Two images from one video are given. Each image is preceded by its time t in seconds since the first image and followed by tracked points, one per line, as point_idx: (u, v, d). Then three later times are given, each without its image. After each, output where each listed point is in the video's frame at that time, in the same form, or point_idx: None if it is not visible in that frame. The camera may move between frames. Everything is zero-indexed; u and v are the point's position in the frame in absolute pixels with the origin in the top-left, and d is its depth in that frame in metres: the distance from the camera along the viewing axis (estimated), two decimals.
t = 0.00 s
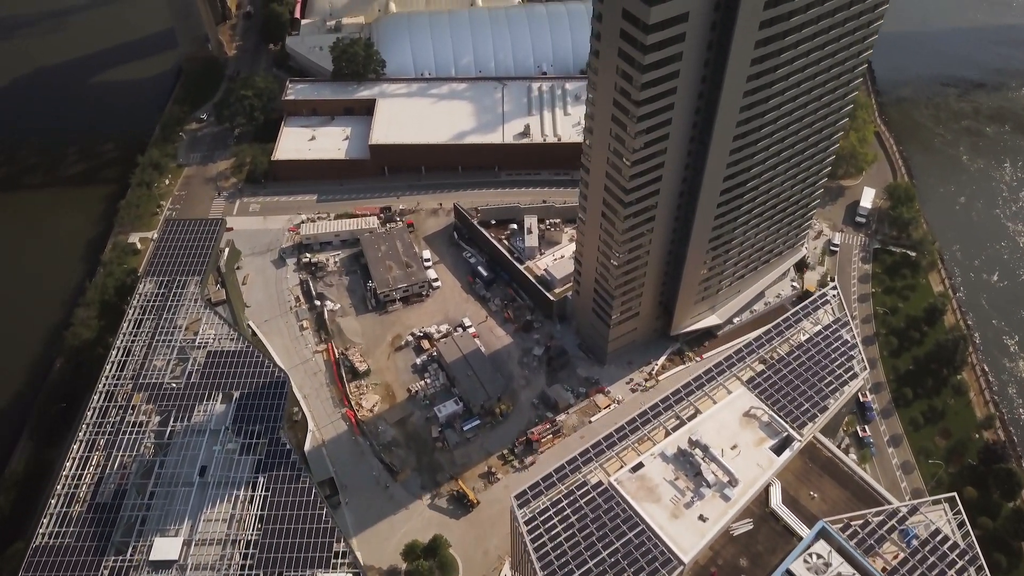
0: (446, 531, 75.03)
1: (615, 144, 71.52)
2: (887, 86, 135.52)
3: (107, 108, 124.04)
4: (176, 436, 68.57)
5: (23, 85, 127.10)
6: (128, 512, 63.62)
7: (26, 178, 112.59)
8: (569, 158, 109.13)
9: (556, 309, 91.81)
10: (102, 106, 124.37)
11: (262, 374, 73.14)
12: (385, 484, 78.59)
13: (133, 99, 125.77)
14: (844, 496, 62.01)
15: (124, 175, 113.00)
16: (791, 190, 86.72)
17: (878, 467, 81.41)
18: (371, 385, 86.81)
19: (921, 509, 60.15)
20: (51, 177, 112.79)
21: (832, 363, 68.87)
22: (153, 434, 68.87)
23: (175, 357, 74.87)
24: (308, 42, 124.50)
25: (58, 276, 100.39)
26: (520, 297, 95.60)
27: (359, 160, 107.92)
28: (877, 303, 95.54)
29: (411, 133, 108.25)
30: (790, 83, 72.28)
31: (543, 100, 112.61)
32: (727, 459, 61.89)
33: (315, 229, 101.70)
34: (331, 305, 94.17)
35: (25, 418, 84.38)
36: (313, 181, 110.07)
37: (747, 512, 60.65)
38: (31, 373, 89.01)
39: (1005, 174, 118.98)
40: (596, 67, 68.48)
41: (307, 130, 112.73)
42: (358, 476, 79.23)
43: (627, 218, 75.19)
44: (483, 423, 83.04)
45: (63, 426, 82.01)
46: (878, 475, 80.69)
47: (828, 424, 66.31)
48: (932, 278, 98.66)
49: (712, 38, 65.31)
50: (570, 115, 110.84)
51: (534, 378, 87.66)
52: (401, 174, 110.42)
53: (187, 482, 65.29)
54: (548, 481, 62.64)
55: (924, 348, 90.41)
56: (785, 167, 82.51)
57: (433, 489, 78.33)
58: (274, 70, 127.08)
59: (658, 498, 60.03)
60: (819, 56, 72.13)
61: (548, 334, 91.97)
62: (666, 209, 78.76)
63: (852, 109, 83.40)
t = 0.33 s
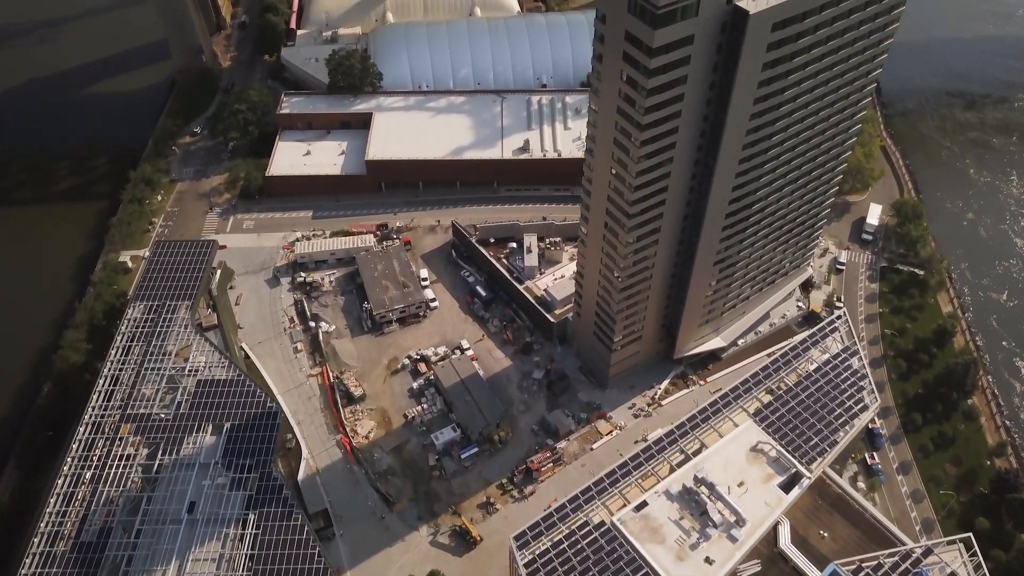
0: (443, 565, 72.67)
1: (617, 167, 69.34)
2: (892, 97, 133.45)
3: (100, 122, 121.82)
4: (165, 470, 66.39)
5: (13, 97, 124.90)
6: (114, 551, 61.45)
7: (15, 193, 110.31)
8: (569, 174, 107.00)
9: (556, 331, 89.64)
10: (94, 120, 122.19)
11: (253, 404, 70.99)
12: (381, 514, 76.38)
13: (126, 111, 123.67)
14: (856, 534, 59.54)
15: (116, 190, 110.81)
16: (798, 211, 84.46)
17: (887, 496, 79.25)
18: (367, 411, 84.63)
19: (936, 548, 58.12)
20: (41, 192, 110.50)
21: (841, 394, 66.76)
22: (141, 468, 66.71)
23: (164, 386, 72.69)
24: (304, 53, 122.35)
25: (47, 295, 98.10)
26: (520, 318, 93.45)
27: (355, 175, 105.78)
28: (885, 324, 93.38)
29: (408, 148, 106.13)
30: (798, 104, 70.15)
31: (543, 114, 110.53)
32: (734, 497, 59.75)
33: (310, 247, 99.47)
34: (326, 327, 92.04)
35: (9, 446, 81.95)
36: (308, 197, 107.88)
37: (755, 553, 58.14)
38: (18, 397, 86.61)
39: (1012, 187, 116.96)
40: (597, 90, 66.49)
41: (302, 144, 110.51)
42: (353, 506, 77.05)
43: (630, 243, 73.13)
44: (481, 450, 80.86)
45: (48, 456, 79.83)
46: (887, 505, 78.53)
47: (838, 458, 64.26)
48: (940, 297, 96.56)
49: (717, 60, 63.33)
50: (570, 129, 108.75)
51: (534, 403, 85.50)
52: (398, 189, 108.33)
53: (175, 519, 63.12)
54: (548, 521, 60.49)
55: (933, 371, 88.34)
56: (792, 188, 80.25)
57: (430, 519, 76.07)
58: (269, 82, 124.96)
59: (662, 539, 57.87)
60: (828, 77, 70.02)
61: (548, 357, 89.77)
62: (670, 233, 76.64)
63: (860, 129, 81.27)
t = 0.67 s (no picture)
0: None
1: (618, 193, 67.18)
2: (897, 108, 131.46)
3: (91, 135, 119.57)
4: (153, 506, 64.26)
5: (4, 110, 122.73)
6: None
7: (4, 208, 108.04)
8: (569, 190, 104.95)
9: (556, 354, 87.47)
10: (86, 133, 119.90)
11: (244, 436, 68.85)
12: (376, 546, 74.21)
13: (118, 124, 121.50)
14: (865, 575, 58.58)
15: (107, 205, 108.50)
16: (804, 232, 82.33)
17: (896, 525, 77.08)
18: (362, 437, 82.48)
19: None
20: (31, 207, 108.20)
21: (848, 429, 65.42)
22: (128, 503, 64.55)
23: (153, 417, 70.46)
24: (300, 65, 120.17)
25: (34, 314, 95.79)
26: (519, 340, 91.32)
27: (351, 192, 103.71)
28: (892, 346, 91.29)
29: (405, 164, 104.01)
30: (805, 127, 68.08)
31: (543, 128, 108.42)
32: (741, 537, 57.55)
33: (305, 265, 97.28)
34: (321, 349, 89.93)
35: None
36: (302, 213, 105.69)
37: None
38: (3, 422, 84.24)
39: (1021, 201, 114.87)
40: (599, 114, 64.39)
41: (297, 159, 108.30)
42: (348, 538, 74.82)
43: (632, 270, 70.93)
44: (479, 479, 78.74)
45: (34, 487, 77.56)
46: (896, 536, 76.32)
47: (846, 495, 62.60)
48: (948, 318, 94.54)
49: (723, 84, 61.19)
50: (570, 144, 106.61)
51: (534, 429, 83.38)
52: (395, 206, 106.25)
53: (162, 558, 61.01)
54: (549, 563, 59.38)
55: (942, 395, 86.27)
56: (799, 210, 78.11)
57: (426, 551, 73.91)
58: (264, 94, 122.86)
59: None
60: (836, 99, 67.94)
61: (548, 381, 87.56)
62: (673, 258, 74.44)
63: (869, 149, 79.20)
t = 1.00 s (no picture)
0: None
1: (620, 220, 65.01)
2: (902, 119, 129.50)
3: (83, 149, 117.55)
4: (139, 544, 62.07)
5: None
6: None
7: None
8: (570, 207, 102.90)
9: (557, 378, 85.38)
10: (78, 147, 117.86)
11: (235, 470, 66.75)
12: None
13: (110, 137, 119.45)
14: None
15: (98, 222, 106.31)
16: (812, 255, 80.29)
17: (907, 558, 74.92)
18: (357, 465, 80.36)
19: None
20: (21, 224, 106.10)
21: (859, 464, 63.36)
22: (113, 542, 62.33)
23: (141, 449, 68.34)
24: (295, 77, 118.18)
25: (23, 336, 93.77)
26: (518, 362, 89.23)
27: (347, 209, 101.61)
28: (901, 369, 89.21)
29: (402, 180, 101.92)
30: (814, 151, 66.03)
31: (543, 143, 106.37)
32: None
33: (300, 285, 95.13)
34: (315, 372, 87.84)
35: None
36: (298, 230, 103.61)
37: None
38: None
39: None
40: (601, 139, 62.25)
41: (292, 174, 106.17)
42: (342, 571, 72.61)
43: (635, 297, 68.84)
44: (478, 509, 76.65)
45: (21, 519, 75.45)
46: (908, 568, 74.13)
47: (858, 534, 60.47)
48: (957, 339, 92.54)
49: (730, 110, 59.22)
50: (571, 160, 104.57)
51: (534, 456, 81.29)
52: (392, 223, 104.14)
53: None
54: None
55: (953, 421, 84.21)
56: (807, 234, 76.09)
57: None
58: (259, 108, 120.90)
59: None
60: (845, 122, 65.89)
61: (548, 406, 85.47)
62: (677, 284, 72.40)
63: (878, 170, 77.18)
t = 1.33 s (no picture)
0: None
1: (623, 248, 62.80)
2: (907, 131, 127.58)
3: (75, 163, 115.44)
4: None
5: None
6: None
7: None
8: (571, 225, 100.88)
9: (557, 403, 83.25)
10: (69, 161, 115.77)
11: (225, 506, 64.60)
12: None
13: (102, 152, 117.23)
14: None
15: (89, 239, 104.15)
16: (819, 279, 78.22)
17: None
18: (352, 495, 78.21)
19: None
20: (10, 241, 103.97)
21: (870, 503, 61.16)
22: None
23: (128, 484, 66.10)
24: (291, 90, 116.16)
25: (12, 357, 91.65)
26: (518, 386, 87.12)
27: (343, 227, 99.50)
28: (909, 393, 87.12)
29: (399, 198, 99.75)
30: (823, 177, 63.90)
31: (543, 158, 104.32)
32: None
33: (294, 305, 92.99)
34: (310, 397, 85.71)
35: None
36: (292, 248, 101.46)
37: None
38: None
39: None
40: (603, 166, 60.06)
41: (287, 191, 104.03)
42: None
43: (638, 326, 66.73)
44: (476, 541, 74.49)
45: (5, 551, 73.27)
46: None
47: None
48: (966, 361, 90.57)
49: (738, 137, 57.09)
50: (571, 176, 102.55)
51: (534, 485, 79.22)
52: (388, 240, 102.04)
53: None
54: None
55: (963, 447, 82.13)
56: (814, 258, 74.02)
57: None
58: (254, 121, 118.90)
59: None
60: (856, 147, 63.78)
61: (549, 432, 83.36)
62: (682, 312, 70.27)
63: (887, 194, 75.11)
